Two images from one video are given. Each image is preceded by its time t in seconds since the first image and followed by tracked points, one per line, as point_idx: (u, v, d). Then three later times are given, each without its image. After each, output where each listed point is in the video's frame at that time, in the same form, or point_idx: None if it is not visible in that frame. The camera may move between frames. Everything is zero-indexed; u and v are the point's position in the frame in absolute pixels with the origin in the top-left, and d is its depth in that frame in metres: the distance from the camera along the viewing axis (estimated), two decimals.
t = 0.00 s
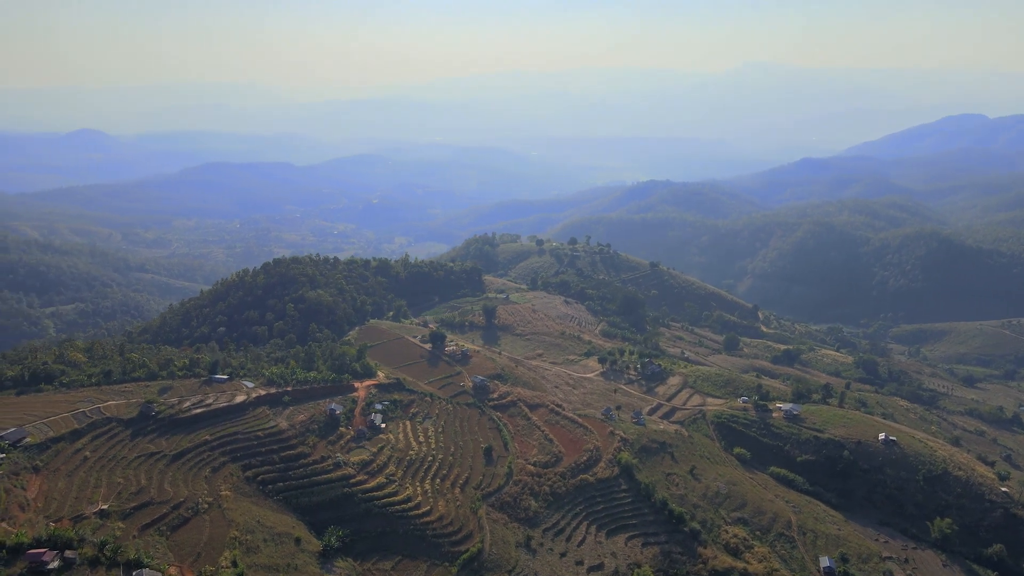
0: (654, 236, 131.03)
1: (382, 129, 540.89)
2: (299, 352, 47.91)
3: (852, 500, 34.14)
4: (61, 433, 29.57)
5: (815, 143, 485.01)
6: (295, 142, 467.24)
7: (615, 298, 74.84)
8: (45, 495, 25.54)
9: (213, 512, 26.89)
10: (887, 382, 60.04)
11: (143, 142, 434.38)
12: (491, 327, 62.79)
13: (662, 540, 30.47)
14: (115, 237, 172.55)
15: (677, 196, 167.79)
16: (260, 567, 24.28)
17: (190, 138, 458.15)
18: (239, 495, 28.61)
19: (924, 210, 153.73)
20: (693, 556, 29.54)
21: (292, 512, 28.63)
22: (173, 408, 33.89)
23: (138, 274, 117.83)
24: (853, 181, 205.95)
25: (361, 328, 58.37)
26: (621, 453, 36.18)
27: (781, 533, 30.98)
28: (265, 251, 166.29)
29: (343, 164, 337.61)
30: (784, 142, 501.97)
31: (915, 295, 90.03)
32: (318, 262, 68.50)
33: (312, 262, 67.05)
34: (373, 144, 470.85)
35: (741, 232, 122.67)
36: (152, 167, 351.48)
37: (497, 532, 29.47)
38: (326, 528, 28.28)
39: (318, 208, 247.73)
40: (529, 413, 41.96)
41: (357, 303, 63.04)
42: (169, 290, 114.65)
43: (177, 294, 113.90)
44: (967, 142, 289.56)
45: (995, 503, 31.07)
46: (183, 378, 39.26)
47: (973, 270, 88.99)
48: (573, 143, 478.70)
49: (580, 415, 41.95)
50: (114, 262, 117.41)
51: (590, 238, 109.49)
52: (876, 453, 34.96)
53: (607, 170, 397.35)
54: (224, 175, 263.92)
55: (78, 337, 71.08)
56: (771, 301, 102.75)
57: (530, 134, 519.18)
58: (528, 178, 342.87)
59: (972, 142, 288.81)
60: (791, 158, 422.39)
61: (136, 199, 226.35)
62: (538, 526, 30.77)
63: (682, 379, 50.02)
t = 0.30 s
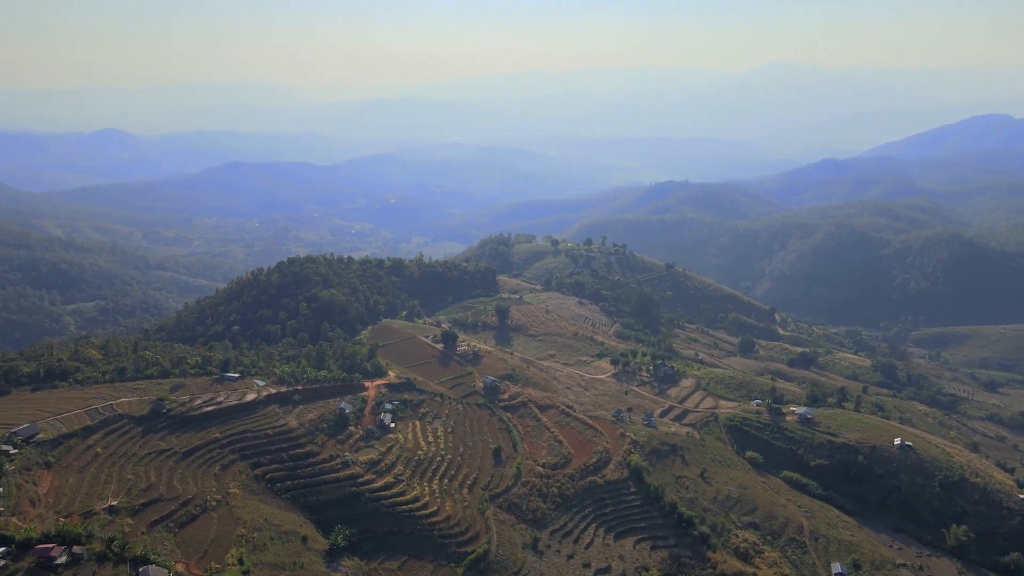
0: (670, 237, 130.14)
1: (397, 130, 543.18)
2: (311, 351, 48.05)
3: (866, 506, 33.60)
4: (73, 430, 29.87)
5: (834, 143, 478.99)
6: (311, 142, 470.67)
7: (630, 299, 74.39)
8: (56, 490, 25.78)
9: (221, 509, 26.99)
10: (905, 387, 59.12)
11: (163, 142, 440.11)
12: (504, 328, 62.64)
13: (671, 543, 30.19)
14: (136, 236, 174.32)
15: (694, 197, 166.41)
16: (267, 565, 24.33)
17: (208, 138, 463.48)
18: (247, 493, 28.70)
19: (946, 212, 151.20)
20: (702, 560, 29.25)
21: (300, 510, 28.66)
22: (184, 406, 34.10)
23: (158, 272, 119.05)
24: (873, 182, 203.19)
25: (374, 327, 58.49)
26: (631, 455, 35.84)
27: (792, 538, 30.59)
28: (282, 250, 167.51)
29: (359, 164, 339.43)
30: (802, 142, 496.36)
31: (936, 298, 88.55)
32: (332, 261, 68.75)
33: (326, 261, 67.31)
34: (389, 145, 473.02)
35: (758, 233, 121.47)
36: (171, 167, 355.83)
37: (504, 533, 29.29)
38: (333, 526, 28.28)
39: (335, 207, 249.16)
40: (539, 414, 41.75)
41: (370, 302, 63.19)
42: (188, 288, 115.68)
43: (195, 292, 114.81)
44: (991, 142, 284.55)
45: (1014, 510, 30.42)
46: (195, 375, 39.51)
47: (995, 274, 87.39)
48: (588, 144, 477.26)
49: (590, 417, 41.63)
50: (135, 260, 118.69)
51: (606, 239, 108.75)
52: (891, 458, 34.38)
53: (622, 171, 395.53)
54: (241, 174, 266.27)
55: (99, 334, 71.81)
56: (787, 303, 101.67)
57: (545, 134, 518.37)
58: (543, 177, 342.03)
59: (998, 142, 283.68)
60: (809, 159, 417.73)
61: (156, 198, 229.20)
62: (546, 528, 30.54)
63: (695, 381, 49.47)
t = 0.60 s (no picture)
0: (688, 238, 129.13)
1: (414, 130, 544.80)
2: (324, 350, 48.20)
3: (882, 512, 32.99)
4: (87, 426, 30.17)
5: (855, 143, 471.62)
6: (328, 142, 473.80)
7: (646, 301, 73.81)
8: (69, 485, 26.01)
9: (231, 507, 27.08)
10: (926, 391, 58.01)
11: (184, 142, 445.74)
12: (518, 328, 62.44)
13: (680, 547, 29.88)
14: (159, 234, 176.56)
15: (711, 197, 164.95)
16: (274, 562, 24.35)
17: (227, 138, 468.64)
18: (257, 491, 28.78)
19: (971, 214, 148.17)
20: (712, 564, 28.91)
21: (309, 509, 28.70)
22: (196, 403, 34.33)
23: (179, 270, 120.33)
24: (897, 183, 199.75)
25: (388, 327, 58.56)
26: (642, 458, 35.48)
27: (805, 544, 30.13)
28: (301, 249, 168.90)
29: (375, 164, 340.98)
30: (823, 143, 489.49)
31: (960, 301, 86.86)
32: (348, 261, 68.97)
33: (341, 260, 67.52)
34: (406, 145, 474.78)
35: (776, 234, 120.05)
36: (192, 168, 360.18)
37: (512, 534, 29.06)
38: (341, 525, 28.27)
39: (353, 207, 250.43)
40: (550, 415, 41.50)
41: (384, 302, 63.32)
42: (208, 286, 116.64)
43: (214, 290, 115.65)
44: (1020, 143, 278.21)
45: None
46: (209, 373, 39.74)
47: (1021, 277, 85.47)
48: (605, 144, 475.19)
49: (602, 419, 41.27)
50: (157, 258, 120.04)
51: (623, 239, 107.79)
52: (908, 464, 33.77)
53: (639, 171, 393.03)
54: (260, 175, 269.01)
55: (121, 331, 72.62)
56: (806, 306, 100.51)
57: (561, 134, 517.12)
58: (559, 177, 341.11)
59: None
60: (828, 159, 412.44)
61: (177, 198, 232.27)
62: (554, 529, 30.27)
63: (709, 383, 48.90)
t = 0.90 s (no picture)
0: (703, 240, 128.34)
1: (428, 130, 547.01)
2: (336, 349, 48.35)
3: (896, 517, 32.48)
4: (100, 422, 30.42)
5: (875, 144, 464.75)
6: (344, 142, 476.92)
7: (660, 302, 73.30)
8: (80, 481, 26.19)
9: (239, 504, 27.18)
10: (945, 396, 56.97)
11: (202, 142, 451.34)
12: (530, 328, 62.29)
13: (689, 550, 29.65)
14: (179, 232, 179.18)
15: (728, 198, 163.51)
16: (281, 560, 24.43)
17: (245, 138, 473.87)
18: (266, 488, 28.87)
19: (995, 216, 145.36)
20: (722, 568, 28.61)
21: (317, 507, 28.75)
22: (207, 401, 34.53)
23: (198, 268, 121.61)
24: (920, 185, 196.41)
25: (400, 326, 58.63)
26: (652, 460, 35.16)
27: (817, 549, 29.69)
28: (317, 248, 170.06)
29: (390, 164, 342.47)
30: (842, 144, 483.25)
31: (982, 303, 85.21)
32: (362, 260, 69.21)
33: (355, 259, 67.76)
34: (421, 146, 476.34)
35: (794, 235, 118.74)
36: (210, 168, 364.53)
37: (519, 535, 28.92)
38: (349, 524, 28.28)
39: (368, 207, 251.61)
40: (561, 416, 41.27)
41: (397, 301, 63.46)
42: (226, 284, 117.75)
43: (231, 288, 116.79)
44: None
45: None
46: (221, 371, 40.03)
47: None
48: (620, 145, 473.24)
49: (613, 420, 40.96)
50: (176, 256, 121.46)
51: (638, 240, 106.98)
52: (924, 469, 33.28)
53: (655, 171, 390.73)
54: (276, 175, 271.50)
55: (141, 328, 73.55)
56: (824, 309, 99.39)
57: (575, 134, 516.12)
58: (573, 177, 340.32)
59: None
60: (847, 160, 407.38)
61: (196, 197, 235.19)
62: (562, 531, 30.09)
63: (722, 385, 48.36)
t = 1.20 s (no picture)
0: (721, 241, 127.37)
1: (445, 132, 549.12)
2: (348, 348, 48.50)
3: (911, 524, 31.96)
4: (113, 418, 30.70)
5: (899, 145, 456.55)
6: (361, 142, 479.93)
7: (676, 303, 72.68)
8: (92, 477, 26.45)
9: (248, 502, 27.29)
10: (966, 401, 55.89)
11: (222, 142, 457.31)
12: (544, 329, 62.04)
13: (699, 554, 29.41)
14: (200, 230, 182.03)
15: (748, 199, 161.95)
16: (288, 558, 24.50)
17: (264, 139, 479.32)
18: (275, 486, 29.00)
19: None
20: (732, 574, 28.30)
21: (326, 506, 28.79)
22: (219, 398, 34.77)
23: (218, 266, 123.13)
24: (946, 187, 192.41)
25: (413, 326, 58.68)
26: (663, 463, 34.83)
27: (829, 556, 29.24)
28: (335, 248, 170.97)
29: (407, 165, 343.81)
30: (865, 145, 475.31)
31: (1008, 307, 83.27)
32: (377, 260, 69.45)
33: (369, 259, 68.00)
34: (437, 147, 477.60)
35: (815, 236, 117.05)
36: (230, 168, 369.12)
37: (527, 536, 28.81)
38: (356, 523, 28.28)
39: (386, 207, 252.74)
40: (572, 418, 41.02)
41: (411, 301, 63.53)
42: (245, 283, 119.08)
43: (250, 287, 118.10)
44: None
45: None
46: (233, 369, 40.35)
47: None
48: (637, 146, 470.63)
49: (624, 422, 40.62)
50: (197, 255, 123.03)
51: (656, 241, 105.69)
52: (942, 476, 32.69)
53: (672, 172, 387.70)
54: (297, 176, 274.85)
55: (161, 326, 74.00)
56: (844, 310, 97.71)
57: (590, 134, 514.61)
58: (589, 177, 339.14)
59: None
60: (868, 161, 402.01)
61: (216, 196, 238.39)
62: (571, 533, 29.87)
63: (737, 388, 47.77)
